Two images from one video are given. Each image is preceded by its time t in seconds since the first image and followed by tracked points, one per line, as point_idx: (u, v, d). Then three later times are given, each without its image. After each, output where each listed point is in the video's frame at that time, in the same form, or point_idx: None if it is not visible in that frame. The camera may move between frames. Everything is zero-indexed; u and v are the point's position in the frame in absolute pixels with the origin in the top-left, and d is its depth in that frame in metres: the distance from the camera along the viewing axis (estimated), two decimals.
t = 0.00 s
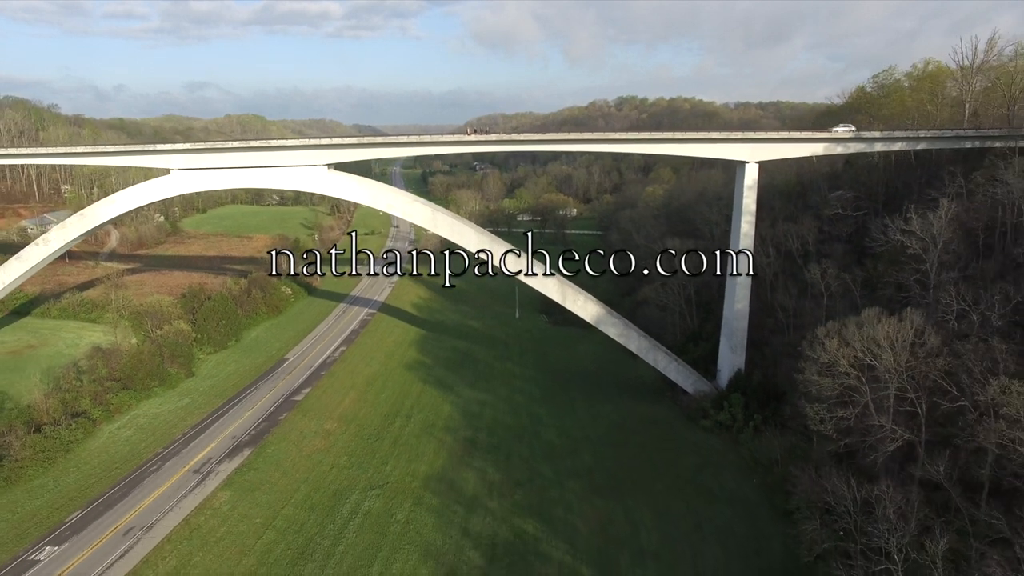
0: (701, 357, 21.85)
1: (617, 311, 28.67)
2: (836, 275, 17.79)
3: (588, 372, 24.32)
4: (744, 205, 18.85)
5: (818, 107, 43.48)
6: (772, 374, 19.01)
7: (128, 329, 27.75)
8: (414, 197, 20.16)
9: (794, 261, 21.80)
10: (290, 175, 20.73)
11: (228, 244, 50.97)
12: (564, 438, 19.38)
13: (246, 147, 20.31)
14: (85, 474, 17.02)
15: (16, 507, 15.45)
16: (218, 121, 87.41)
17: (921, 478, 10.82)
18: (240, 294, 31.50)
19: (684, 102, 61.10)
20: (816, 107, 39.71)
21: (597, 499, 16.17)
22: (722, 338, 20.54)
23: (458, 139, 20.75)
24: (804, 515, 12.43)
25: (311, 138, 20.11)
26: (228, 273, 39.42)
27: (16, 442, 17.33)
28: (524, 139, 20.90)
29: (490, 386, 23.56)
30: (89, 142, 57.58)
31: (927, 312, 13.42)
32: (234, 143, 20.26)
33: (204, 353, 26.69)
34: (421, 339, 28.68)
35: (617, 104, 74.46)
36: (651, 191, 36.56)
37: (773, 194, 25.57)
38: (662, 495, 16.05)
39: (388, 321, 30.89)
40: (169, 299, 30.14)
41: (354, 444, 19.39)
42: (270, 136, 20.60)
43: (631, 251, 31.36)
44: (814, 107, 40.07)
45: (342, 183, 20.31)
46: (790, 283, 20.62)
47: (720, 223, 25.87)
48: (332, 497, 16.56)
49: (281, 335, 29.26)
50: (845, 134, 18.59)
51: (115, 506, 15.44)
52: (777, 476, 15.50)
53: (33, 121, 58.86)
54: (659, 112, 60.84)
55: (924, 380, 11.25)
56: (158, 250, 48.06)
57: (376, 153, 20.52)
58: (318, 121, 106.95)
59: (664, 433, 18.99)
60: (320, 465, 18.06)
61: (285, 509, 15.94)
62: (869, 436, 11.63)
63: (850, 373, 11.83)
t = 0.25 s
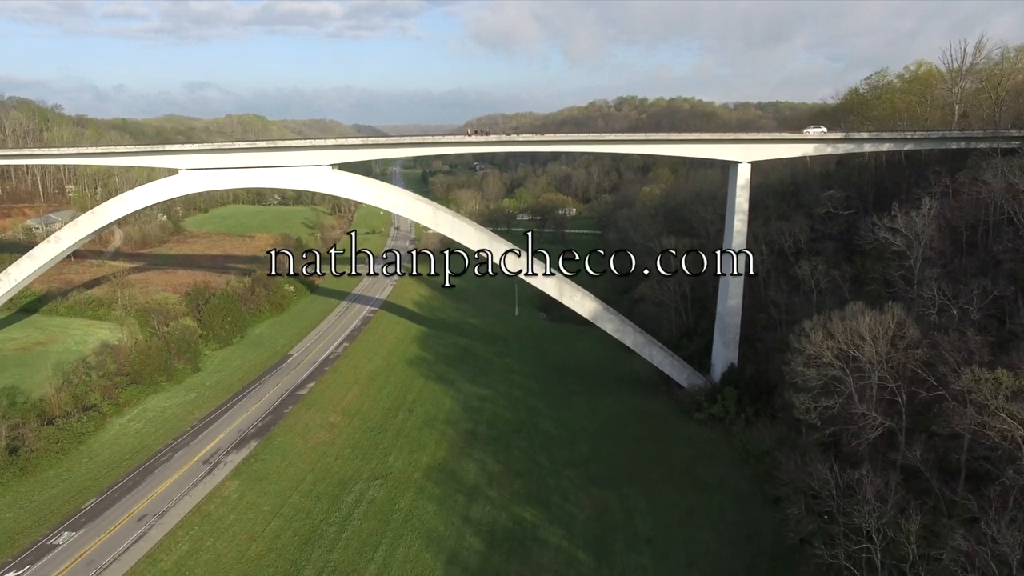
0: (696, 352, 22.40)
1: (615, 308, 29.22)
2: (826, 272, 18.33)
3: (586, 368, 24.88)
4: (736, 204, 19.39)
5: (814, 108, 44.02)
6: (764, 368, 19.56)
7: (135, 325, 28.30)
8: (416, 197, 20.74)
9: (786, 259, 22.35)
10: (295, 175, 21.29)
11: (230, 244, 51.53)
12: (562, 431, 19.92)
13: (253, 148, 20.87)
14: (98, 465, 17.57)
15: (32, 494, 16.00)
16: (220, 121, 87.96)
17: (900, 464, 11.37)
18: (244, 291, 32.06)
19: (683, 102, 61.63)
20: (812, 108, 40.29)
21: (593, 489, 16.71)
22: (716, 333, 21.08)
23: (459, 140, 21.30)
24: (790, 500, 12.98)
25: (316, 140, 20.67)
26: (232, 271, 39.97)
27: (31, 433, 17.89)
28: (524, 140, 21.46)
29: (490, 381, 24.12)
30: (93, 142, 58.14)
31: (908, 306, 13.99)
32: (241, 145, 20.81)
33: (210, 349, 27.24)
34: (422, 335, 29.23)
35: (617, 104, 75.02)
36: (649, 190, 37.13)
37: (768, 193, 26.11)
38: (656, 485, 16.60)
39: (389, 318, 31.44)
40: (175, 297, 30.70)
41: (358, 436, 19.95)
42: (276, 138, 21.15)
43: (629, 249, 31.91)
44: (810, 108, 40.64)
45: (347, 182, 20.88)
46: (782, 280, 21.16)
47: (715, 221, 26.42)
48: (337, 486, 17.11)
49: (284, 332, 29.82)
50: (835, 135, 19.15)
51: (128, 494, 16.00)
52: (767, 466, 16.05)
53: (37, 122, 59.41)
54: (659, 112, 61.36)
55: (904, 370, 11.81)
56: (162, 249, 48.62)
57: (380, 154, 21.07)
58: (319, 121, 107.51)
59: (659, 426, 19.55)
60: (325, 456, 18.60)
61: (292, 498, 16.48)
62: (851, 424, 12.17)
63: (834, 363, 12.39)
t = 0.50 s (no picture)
0: (691, 348, 22.95)
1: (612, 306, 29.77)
2: (817, 269, 18.89)
3: (584, 364, 25.44)
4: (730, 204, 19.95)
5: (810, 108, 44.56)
6: (757, 363, 20.11)
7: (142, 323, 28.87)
8: (418, 196, 21.30)
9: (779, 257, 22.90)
10: (300, 175, 21.85)
11: (233, 243, 52.08)
12: (560, 424, 20.47)
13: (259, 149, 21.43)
14: (110, 456, 18.13)
15: (48, 484, 16.56)
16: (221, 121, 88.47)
17: (880, 450, 11.94)
18: (248, 290, 32.62)
19: (681, 103, 62.16)
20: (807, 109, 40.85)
21: (590, 479, 17.26)
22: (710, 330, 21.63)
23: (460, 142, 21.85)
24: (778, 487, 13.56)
25: (321, 141, 21.21)
26: (236, 270, 40.52)
27: (46, 426, 18.45)
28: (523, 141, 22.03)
29: (490, 376, 24.68)
30: (96, 143, 58.70)
31: (892, 302, 14.56)
32: (248, 146, 21.36)
33: (215, 346, 27.81)
34: (424, 333, 29.79)
35: (616, 105, 75.59)
36: (646, 190, 37.71)
37: (762, 192, 26.66)
38: (651, 475, 17.15)
39: (391, 316, 32.01)
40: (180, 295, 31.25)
41: (361, 429, 20.51)
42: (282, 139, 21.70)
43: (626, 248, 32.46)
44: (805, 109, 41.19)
45: (350, 183, 21.43)
46: (775, 277, 21.71)
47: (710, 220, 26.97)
48: (342, 477, 17.66)
49: (288, 329, 30.38)
50: (825, 137, 19.71)
51: (141, 484, 16.58)
52: (758, 456, 16.60)
53: (41, 122, 59.91)
54: (657, 112, 61.89)
55: (885, 361, 12.37)
56: (165, 248, 49.16)
57: (382, 155, 21.61)
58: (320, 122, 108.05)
59: (655, 419, 20.10)
60: (330, 448, 19.16)
61: (298, 488, 17.04)
62: (835, 413, 12.75)
63: (819, 355, 12.96)
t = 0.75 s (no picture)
0: (687, 346, 23.47)
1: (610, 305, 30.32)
2: (808, 268, 19.41)
3: (582, 361, 25.98)
4: (724, 204, 20.49)
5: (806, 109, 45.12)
6: (750, 360, 20.65)
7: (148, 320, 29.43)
8: (420, 196, 21.85)
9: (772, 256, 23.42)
10: (306, 176, 22.41)
11: (236, 243, 52.64)
12: (558, 419, 21.01)
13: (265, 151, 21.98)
14: (121, 449, 18.68)
15: (63, 475, 17.11)
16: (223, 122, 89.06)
17: (863, 440, 12.50)
18: (253, 288, 33.17)
19: (680, 103, 62.71)
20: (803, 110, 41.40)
21: (587, 471, 17.80)
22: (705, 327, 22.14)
23: (461, 143, 22.38)
24: (766, 476, 14.12)
25: (326, 143, 21.75)
26: (239, 269, 41.10)
27: (59, 419, 19.01)
28: (523, 143, 22.58)
29: (490, 373, 25.22)
30: (101, 144, 59.28)
31: (878, 298, 15.10)
32: (254, 148, 21.89)
33: (220, 344, 28.36)
34: (425, 331, 30.34)
35: (616, 105, 76.22)
36: (644, 190, 38.26)
37: (757, 193, 27.19)
38: (646, 467, 17.69)
39: (393, 314, 32.56)
40: (186, 294, 31.81)
41: (365, 423, 21.07)
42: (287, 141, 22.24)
43: (624, 248, 33.00)
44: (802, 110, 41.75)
45: (354, 183, 22.00)
46: (768, 276, 22.23)
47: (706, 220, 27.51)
48: (347, 469, 18.22)
49: (292, 327, 30.94)
50: (816, 139, 20.25)
51: (153, 475, 17.16)
52: (750, 449, 17.15)
53: (45, 123, 60.49)
54: (656, 112, 62.40)
55: (869, 355, 12.93)
56: (169, 248, 49.74)
57: (385, 156, 22.15)
58: (321, 121, 108.69)
59: (651, 414, 20.64)
60: (334, 442, 19.71)
61: (305, 479, 17.60)
62: (821, 405, 13.30)
63: (806, 349, 13.53)
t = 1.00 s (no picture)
0: (682, 343, 24.04)
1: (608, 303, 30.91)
2: (799, 266, 19.98)
3: (580, 358, 26.56)
4: (717, 205, 21.06)
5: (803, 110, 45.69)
6: (743, 356, 21.22)
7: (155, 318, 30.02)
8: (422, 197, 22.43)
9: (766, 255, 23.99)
10: (310, 177, 22.96)
11: (239, 243, 53.23)
12: (557, 414, 21.58)
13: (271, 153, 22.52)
14: (133, 442, 19.25)
15: (77, 467, 17.68)
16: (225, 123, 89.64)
17: (847, 430, 13.10)
18: (257, 287, 33.76)
19: (678, 104, 63.28)
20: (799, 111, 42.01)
21: (584, 463, 18.37)
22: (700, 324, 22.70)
23: (462, 145, 22.94)
24: (755, 466, 14.72)
25: (330, 144, 22.29)
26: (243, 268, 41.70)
27: (72, 414, 19.59)
28: (522, 145, 23.15)
29: (490, 369, 25.81)
30: (105, 144, 59.89)
31: (864, 296, 15.68)
32: (260, 150, 22.43)
33: (226, 341, 28.95)
34: (426, 328, 30.92)
35: (615, 106, 76.80)
36: (642, 191, 38.84)
37: (752, 194, 27.74)
38: (642, 459, 18.27)
39: (395, 313, 33.16)
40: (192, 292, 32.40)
41: (368, 418, 21.64)
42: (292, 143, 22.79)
43: (622, 247, 33.58)
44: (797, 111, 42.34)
45: (358, 184, 22.56)
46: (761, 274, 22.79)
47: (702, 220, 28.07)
48: (352, 461, 18.79)
49: (296, 325, 31.54)
50: (807, 141, 20.81)
51: (164, 466, 17.74)
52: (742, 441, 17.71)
53: (50, 124, 61.09)
54: (655, 112, 62.90)
55: (853, 349, 13.51)
56: (173, 248, 50.34)
57: (388, 157, 22.69)
58: (322, 122, 109.31)
59: (647, 409, 21.22)
60: (339, 435, 20.29)
61: (311, 471, 18.17)
62: (808, 397, 13.89)
63: (793, 344, 14.10)
